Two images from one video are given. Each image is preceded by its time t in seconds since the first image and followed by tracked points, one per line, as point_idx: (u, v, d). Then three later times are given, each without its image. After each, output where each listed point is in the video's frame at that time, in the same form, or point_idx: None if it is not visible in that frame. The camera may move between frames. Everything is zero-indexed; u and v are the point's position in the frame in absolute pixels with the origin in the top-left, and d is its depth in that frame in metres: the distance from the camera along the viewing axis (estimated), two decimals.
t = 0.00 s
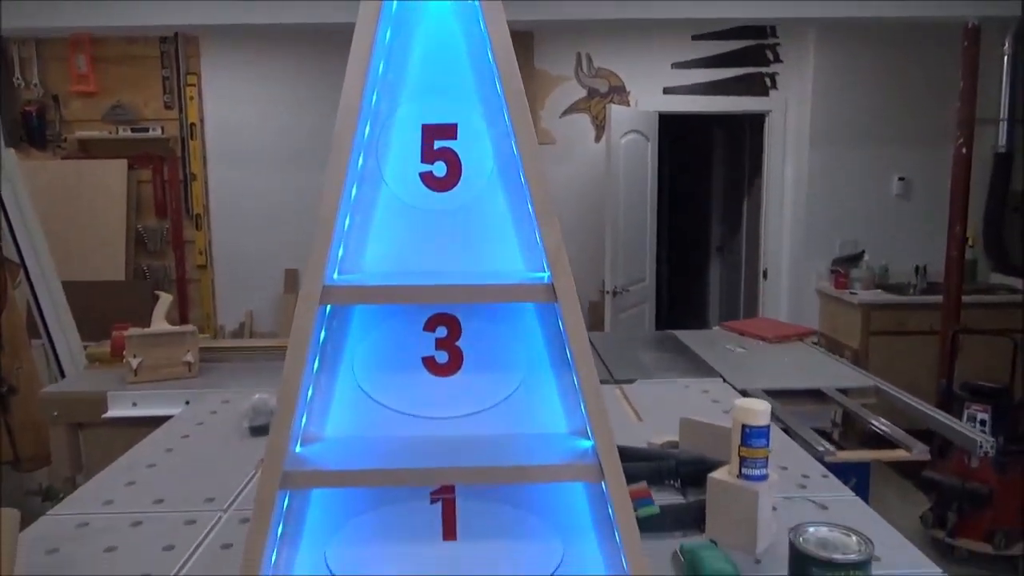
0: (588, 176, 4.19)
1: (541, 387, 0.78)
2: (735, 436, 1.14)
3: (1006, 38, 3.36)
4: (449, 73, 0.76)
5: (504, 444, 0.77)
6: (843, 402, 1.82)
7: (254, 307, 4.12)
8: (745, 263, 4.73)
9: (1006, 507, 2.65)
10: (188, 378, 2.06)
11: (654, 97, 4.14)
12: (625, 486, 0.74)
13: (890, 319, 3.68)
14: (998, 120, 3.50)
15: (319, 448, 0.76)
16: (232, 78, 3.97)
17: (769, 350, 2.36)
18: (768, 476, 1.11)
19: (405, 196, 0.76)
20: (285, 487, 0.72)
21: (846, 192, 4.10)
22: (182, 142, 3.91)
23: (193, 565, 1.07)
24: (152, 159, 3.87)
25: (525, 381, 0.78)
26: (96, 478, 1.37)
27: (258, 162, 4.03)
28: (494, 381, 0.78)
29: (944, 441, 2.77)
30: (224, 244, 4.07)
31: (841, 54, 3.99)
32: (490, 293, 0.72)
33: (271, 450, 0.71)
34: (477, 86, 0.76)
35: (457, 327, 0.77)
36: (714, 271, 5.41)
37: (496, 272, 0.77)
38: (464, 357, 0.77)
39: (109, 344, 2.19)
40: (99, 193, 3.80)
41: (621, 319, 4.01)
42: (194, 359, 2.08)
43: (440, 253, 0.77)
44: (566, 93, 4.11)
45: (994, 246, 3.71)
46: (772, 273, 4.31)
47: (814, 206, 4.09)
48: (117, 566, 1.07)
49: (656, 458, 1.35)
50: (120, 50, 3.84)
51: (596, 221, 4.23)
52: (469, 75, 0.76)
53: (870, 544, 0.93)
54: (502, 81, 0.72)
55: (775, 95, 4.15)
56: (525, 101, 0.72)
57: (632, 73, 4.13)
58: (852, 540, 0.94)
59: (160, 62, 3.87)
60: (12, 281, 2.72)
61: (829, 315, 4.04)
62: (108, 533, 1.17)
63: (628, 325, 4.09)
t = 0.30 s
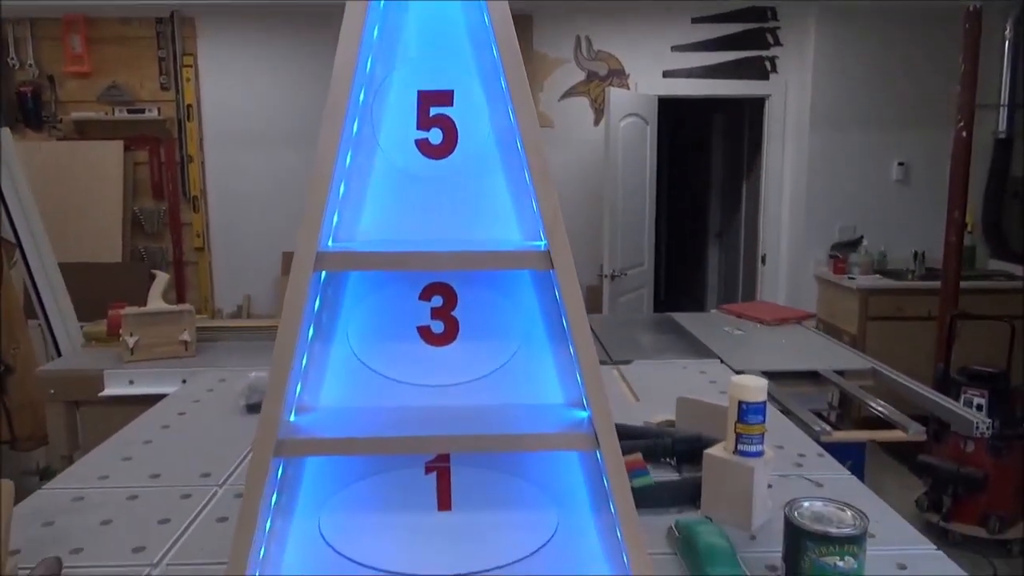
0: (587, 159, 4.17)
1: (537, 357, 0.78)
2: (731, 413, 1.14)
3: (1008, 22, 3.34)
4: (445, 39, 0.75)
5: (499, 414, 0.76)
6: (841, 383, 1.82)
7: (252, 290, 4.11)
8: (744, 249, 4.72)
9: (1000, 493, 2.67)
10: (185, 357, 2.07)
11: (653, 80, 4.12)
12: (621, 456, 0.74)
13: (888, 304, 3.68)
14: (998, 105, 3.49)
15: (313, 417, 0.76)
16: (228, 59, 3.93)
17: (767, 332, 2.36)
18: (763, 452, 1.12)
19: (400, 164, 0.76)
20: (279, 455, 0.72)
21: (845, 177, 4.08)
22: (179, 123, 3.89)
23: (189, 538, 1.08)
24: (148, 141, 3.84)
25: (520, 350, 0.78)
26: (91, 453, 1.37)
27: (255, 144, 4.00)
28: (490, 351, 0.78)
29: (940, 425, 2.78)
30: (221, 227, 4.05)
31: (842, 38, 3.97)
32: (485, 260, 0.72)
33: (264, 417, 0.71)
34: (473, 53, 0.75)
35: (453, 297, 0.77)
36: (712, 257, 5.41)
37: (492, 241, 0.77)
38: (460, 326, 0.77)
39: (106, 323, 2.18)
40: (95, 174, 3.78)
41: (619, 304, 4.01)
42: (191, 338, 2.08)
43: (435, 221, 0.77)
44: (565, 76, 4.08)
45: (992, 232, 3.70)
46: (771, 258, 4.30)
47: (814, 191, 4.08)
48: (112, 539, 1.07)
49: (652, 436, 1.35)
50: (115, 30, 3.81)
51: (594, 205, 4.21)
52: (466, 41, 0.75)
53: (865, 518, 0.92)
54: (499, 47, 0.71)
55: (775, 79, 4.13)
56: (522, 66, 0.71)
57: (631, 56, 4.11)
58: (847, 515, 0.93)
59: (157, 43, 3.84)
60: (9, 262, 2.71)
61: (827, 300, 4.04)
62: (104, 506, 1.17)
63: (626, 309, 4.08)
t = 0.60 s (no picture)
0: (586, 143, 4.15)
1: (532, 328, 0.78)
2: (728, 390, 1.14)
3: (1011, 7, 3.32)
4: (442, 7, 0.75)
5: (496, 386, 0.76)
6: (839, 365, 1.82)
7: (250, 274, 4.10)
8: (742, 234, 4.71)
9: (996, 475, 2.68)
10: (183, 336, 2.07)
11: (653, 64, 4.09)
12: (618, 428, 0.74)
13: (886, 290, 3.68)
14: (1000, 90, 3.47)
15: (309, 388, 0.76)
16: (225, 41, 3.89)
17: (765, 315, 2.36)
18: (760, 430, 1.12)
19: (397, 133, 0.76)
20: (275, 424, 0.71)
21: (846, 162, 4.07)
22: (176, 105, 3.87)
23: (187, 513, 1.08)
24: (145, 122, 3.83)
25: (517, 323, 0.78)
26: (88, 430, 1.37)
27: (253, 127, 3.97)
28: (486, 324, 0.78)
29: (936, 409, 2.79)
30: (218, 210, 4.03)
31: (844, 22, 3.94)
32: (482, 231, 0.71)
33: (259, 388, 0.70)
34: (469, 22, 0.74)
35: (449, 269, 0.76)
36: (711, 242, 5.40)
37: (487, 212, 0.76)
38: (455, 299, 0.77)
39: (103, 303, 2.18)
40: (92, 156, 3.77)
41: (618, 288, 4.01)
42: (188, 318, 2.08)
43: (432, 191, 0.76)
44: (564, 59, 4.06)
45: (991, 216, 3.69)
46: (769, 243, 4.29)
47: (814, 176, 4.07)
48: (109, 513, 1.07)
49: (649, 414, 1.35)
50: (112, 10, 3.79)
51: (593, 189, 4.20)
52: (462, 11, 0.74)
53: (861, 493, 0.92)
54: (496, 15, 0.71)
55: (775, 64, 4.11)
56: (520, 36, 0.70)
57: (632, 39, 4.08)
58: (843, 490, 0.93)
59: (154, 24, 3.81)
60: (6, 242, 2.70)
61: (825, 285, 4.04)
62: (101, 482, 1.17)
63: (625, 294, 4.08)
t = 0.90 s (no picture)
0: (588, 125, 4.13)
1: (532, 295, 0.77)
2: (729, 363, 1.13)
3: None
4: None
5: (495, 352, 0.76)
6: (840, 343, 1.82)
7: (251, 255, 4.09)
8: (744, 217, 4.70)
9: (995, 457, 2.69)
10: (183, 314, 2.07)
11: (655, 45, 4.06)
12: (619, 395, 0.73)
13: (888, 273, 3.67)
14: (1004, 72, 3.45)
15: (308, 354, 0.75)
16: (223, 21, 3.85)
17: (766, 295, 2.35)
18: (761, 403, 1.11)
19: (397, 97, 0.75)
20: (273, 390, 0.71)
21: (848, 144, 4.05)
22: (175, 86, 3.84)
23: (187, 483, 1.08)
24: (144, 103, 3.81)
25: (517, 290, 0.77)
26: (88, 404, 1.37)
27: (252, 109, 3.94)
28: (487, 290, 0.77)
29: (937, 390, 2.78)
30: (218, 192, 4.00)
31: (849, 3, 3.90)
32: (483, 194, 0.70)
33: (258, 352, 0.70)
34: None
35: (449, 235, 0.76)
36: (713, 225, 5.38)
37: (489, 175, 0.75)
38: (456, 266, 0.76)
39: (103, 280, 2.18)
40: (91, 136, 3.75)
41: (619, 270, 4.00)
42: (188, 296, 2.07)
43: (432, 154, 0.75)
44: (566, 39, 4.02)
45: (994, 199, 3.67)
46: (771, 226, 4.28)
47: (816, 159, 4.05)
48: (109, 484, 1.07)
49: (651, 389, 1.35)
50: None
51: (595, 171, 4.18)
52: None
53: (862, 463, 0.92)
54: None
55: (778, 45, 4.08)
56: None
57: (634, 20, 4.04)
58: (844, 461, 0.93)
59: (153, 3, 3.78)
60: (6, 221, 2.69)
61: (826, 267, 4.03)
62: (100, 454, 1.17)
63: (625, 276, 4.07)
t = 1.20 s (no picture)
0: (588, 103, 4.10)
1: (532, 259, 0.77)
2: (729, 333, 1.12)
3: None
4: None
5: (494, 316, 0.75)
6: (841, 320, 1.81)
7: (250, 232, 4.06)
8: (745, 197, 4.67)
9: (994, 436, 2.69)
10: (181, 288, 2.06)
11: (657, 22, 4.02)
12: (619, 360, 0.73)
13: (888, 253, 3.66)
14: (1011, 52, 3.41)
15: (307, 316, 0.74)
16: None
17: (767, 273, 2.35)
18: (761, 374, 1.11)
19: (397, 58, 0.74)
20: (271, 351, 0.71)
21: (850, 124, 4.03)
22: (174, 62, 3.79)
23: (186, 451, 1.08)
24: (142, 79, 3.77)
25: (516, 254, 0.76)
26: (86, 374, 1.37)
27: (251, 86, 3.89)
28: (486, 255, 0.76)
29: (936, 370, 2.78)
30: (218, 170, 3.95)
31: None
32: (482, 154, 0.70)
33: (256, 311, 0.69)
34: None
35: (448, 199, 0.75)
36: (714, 206, 5.36)
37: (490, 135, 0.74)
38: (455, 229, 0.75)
39: (101, 254, 2.17)
40: (89, 111, 3.72)
41: (619, 250, 3.99)
42: (187, 270, 2.06)
43: (430, 115, 0.74)
44: (567, 16, 3.98)
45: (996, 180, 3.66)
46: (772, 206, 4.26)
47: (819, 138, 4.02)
48: (109, 450, 1.07)
49: (650, 361, 1.34)
50: None
51: (595, 150, 4.15)
52: None
53: (862, 433, 0.91)
54: None
55: (783, 23, 4.04)
56: None
57: None
58: (844, 430, 0.92)
59: None
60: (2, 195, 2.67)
61: (827, 247, 4.02)
62: (99, 422, 1.16)
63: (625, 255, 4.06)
